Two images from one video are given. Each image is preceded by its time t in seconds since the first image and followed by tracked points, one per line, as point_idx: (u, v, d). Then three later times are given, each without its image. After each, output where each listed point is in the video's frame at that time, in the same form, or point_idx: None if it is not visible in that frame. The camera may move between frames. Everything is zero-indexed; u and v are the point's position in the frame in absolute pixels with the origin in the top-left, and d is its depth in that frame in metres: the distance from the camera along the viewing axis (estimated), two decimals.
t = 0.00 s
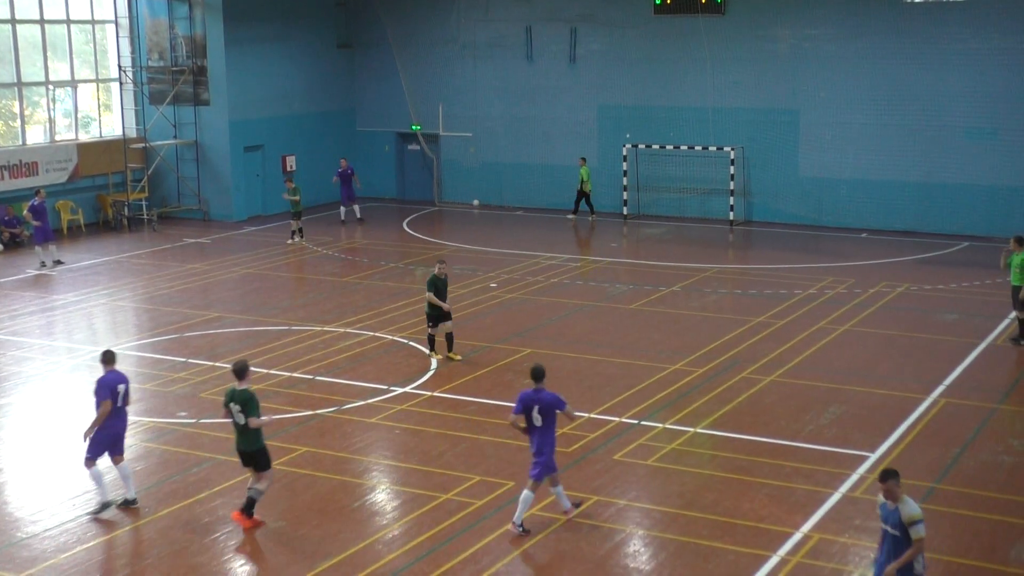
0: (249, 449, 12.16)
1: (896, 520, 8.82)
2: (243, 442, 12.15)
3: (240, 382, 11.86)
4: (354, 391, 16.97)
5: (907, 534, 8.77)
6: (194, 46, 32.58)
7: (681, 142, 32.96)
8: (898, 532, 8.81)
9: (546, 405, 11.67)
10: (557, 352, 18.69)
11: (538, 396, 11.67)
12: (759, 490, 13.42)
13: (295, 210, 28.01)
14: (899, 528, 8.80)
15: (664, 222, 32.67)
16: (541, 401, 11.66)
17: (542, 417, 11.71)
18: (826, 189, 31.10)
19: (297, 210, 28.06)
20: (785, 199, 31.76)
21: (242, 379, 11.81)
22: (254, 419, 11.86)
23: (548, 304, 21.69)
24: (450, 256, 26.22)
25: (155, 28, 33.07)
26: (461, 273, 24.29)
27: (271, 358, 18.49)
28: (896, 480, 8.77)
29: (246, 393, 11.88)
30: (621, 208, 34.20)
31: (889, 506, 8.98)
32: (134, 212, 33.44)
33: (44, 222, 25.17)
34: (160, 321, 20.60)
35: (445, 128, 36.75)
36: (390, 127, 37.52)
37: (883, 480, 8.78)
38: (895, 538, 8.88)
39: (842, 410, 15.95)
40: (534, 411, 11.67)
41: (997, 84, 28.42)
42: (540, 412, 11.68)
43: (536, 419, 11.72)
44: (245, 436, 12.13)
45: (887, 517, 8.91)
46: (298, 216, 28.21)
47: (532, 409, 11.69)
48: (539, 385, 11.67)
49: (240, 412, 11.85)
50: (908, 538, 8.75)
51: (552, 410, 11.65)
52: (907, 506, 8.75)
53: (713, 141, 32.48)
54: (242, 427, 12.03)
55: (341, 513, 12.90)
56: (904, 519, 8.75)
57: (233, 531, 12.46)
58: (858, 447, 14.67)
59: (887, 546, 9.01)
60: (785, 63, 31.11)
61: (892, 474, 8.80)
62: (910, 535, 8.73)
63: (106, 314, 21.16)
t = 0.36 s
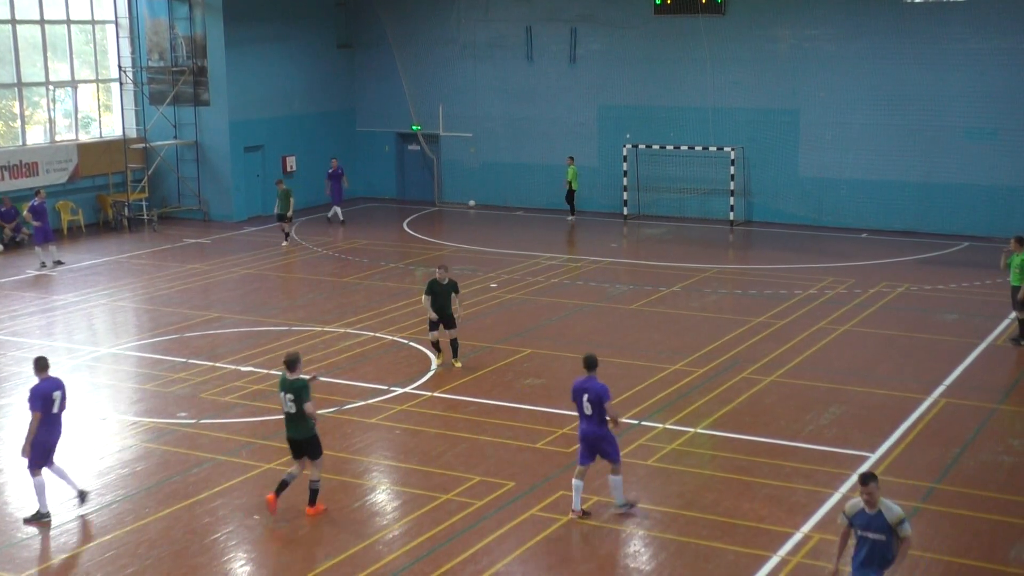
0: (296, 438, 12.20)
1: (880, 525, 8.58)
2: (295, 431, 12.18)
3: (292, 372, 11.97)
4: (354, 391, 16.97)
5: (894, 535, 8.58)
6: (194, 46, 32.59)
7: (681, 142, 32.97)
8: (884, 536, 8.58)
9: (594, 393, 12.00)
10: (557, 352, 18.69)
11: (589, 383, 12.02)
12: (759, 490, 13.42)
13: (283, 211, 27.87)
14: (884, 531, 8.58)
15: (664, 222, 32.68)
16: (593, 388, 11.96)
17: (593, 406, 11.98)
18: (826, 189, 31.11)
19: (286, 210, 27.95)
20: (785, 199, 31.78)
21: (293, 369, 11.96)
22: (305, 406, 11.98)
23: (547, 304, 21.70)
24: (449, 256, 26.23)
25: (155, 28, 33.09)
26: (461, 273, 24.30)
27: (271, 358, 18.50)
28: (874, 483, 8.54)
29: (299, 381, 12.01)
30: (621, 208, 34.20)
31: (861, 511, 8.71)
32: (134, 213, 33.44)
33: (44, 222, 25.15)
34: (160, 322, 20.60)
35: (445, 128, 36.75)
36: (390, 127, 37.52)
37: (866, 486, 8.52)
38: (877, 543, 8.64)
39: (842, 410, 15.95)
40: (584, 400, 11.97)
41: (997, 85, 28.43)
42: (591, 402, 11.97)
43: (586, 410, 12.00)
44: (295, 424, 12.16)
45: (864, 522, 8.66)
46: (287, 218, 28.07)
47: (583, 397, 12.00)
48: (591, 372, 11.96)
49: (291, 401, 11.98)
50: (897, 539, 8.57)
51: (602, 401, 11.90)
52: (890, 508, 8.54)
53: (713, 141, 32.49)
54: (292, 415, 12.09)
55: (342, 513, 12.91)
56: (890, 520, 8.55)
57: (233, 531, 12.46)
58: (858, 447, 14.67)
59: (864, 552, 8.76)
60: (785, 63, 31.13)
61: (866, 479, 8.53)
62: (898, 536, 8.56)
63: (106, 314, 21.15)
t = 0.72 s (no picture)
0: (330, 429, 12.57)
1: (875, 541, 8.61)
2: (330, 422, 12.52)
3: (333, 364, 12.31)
4: (355, 392, 16.98)
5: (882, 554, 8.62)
6: (194, 46, 32.60)
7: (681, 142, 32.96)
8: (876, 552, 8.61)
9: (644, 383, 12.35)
10: (557, 353, 18.70)
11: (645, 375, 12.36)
12: (759, 490, 13.43)
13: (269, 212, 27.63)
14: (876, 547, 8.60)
15: (664, 222, 32.68)
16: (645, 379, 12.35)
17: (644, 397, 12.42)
18: (826, 189, 31.11)
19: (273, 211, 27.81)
20: (785, 199, 31.78)
21: (333, 360, 12.21)
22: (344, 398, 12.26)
23: (548, 305, 21.71)
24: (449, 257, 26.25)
25: (156, 29, 33.09)
26: (461, 273, 24.31)
27: (272, 358, 18.50)
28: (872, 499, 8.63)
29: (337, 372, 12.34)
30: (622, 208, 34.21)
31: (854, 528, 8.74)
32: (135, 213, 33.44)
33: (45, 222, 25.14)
34: (160, 322, 20.60)
35: (446, 128, 36.76)
36: (390, 127, 37.52)
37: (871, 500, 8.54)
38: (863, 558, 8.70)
39: (842, 410, 15.96)
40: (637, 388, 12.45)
41: (997, 85, 28.42)
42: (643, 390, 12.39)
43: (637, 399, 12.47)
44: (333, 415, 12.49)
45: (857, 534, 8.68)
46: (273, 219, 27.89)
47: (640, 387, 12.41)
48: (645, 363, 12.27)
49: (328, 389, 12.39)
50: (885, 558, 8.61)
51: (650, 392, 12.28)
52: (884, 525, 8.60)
53: (713, 141, 32.49)
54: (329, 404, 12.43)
55: (342, 514, 12.91)
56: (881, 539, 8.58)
57: (233, 532, 12.47)
58: (858, 448, 14.68)
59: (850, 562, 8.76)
60: (785, 63, 31.12)
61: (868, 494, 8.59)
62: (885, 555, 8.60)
63: (107, 315, 21.15)
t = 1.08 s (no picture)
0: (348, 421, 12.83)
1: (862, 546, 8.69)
2: (352, 415, 12.74)
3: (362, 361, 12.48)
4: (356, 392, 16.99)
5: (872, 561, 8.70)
6: (194, 47, 32.61)
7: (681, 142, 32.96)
8: (864, 558, 8.69)
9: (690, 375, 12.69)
10: (558, 353, 18.70)
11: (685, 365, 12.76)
12: (760, 490, 13.44)
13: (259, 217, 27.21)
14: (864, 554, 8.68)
15: (664, 222, 32.68)
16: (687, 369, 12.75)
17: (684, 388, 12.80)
18: (827, 190, 31.11)
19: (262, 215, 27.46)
20: (785, 199, 31.77)
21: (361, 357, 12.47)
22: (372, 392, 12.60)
23: (548, 305, 21.72)
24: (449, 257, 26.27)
25: (156, 29, 33.09)
26: (461, 274, 24.33)
27: (272, 359, 18.50)
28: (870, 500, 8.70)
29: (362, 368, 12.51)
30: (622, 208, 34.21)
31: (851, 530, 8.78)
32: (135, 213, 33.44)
33: (45, 223, 25.11)
34: (161, 322, 20.60)
35: (446, 128, 36.76)
36: (390, 127, 37.52)
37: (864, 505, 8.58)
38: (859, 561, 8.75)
39: (842, 411, 15.96)
40: (675, 382, 12.72)
41: (997, 85, 28.42)
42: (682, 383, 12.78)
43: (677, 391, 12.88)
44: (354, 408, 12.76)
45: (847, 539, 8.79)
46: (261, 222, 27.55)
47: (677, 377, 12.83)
48: (684, 356, 12.64)
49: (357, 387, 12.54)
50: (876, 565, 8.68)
51: (696, 383, 12.72)
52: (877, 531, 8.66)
53: (713, 141, 32.50)
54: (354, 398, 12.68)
55: (343, 514, 12.91)
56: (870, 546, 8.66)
57: (233, 532, 12.46)
58: (859, 448, 14.67)
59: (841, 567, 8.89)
60: (785, 63, 31.12)
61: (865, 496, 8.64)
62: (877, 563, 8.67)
63: (107, 315, 21.15)
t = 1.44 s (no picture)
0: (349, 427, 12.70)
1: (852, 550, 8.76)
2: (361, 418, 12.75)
3: (348, 361, 12.64)
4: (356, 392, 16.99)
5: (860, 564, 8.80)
6: (194, 46, 32.62)
7: (682, 142, 32.96)
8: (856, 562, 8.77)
9: (730, 366, 13.00)
10: (558, 353, 18.70)
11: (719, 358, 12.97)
12: (760, 490, 13.44)
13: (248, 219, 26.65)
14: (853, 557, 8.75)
15: (664, 222, 32.69)
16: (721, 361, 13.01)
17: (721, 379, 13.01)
18: (827, 190, 31.11)
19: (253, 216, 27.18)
20: (786, 199, 31.77)
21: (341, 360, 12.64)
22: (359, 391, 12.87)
23: (548, 305, 21.73)
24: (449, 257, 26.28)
25: (156, 29, 33.11)
26: (461, 274, 24.33)
27: (272, 359, 18.49)
28: (864, 504, 8.73)
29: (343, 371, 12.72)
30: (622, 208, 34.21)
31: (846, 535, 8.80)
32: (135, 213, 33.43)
33: (45, 223, 25.07)
34: (161, 322, 20.60)
35: (446, 128, 36.75)
36: (390, 127, 37.53)
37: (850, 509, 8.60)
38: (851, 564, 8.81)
39: (842, 410, 15.96)
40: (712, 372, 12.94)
41: (997, 85, 28.42)
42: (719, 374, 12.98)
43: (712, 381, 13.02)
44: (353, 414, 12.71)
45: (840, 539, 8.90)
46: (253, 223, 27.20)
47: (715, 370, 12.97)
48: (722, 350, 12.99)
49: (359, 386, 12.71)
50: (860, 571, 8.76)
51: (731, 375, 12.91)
52: (866, 538, 8.69)
53: (713, 141, 32.49)
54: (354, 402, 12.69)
55: (343, 514, 12.91)
56: (857, 550, 8.73)
57: (233, 532, 12.46)
58: (859, 448, 14.68)
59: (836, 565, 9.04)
60: (785, 63, 31.12)
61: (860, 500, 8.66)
62: (860, 568, 8.74)
63: (107, 316, 21.15)
